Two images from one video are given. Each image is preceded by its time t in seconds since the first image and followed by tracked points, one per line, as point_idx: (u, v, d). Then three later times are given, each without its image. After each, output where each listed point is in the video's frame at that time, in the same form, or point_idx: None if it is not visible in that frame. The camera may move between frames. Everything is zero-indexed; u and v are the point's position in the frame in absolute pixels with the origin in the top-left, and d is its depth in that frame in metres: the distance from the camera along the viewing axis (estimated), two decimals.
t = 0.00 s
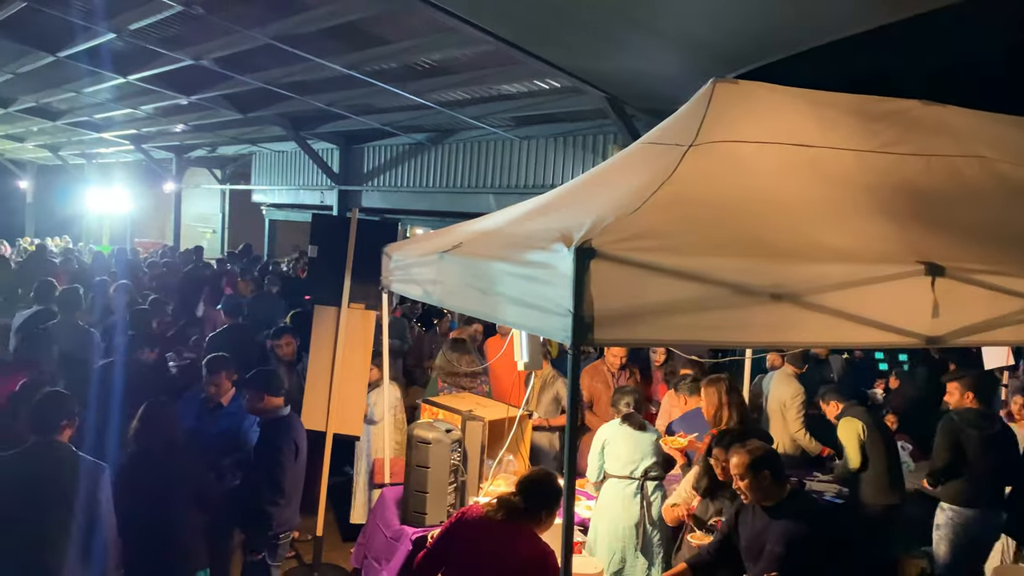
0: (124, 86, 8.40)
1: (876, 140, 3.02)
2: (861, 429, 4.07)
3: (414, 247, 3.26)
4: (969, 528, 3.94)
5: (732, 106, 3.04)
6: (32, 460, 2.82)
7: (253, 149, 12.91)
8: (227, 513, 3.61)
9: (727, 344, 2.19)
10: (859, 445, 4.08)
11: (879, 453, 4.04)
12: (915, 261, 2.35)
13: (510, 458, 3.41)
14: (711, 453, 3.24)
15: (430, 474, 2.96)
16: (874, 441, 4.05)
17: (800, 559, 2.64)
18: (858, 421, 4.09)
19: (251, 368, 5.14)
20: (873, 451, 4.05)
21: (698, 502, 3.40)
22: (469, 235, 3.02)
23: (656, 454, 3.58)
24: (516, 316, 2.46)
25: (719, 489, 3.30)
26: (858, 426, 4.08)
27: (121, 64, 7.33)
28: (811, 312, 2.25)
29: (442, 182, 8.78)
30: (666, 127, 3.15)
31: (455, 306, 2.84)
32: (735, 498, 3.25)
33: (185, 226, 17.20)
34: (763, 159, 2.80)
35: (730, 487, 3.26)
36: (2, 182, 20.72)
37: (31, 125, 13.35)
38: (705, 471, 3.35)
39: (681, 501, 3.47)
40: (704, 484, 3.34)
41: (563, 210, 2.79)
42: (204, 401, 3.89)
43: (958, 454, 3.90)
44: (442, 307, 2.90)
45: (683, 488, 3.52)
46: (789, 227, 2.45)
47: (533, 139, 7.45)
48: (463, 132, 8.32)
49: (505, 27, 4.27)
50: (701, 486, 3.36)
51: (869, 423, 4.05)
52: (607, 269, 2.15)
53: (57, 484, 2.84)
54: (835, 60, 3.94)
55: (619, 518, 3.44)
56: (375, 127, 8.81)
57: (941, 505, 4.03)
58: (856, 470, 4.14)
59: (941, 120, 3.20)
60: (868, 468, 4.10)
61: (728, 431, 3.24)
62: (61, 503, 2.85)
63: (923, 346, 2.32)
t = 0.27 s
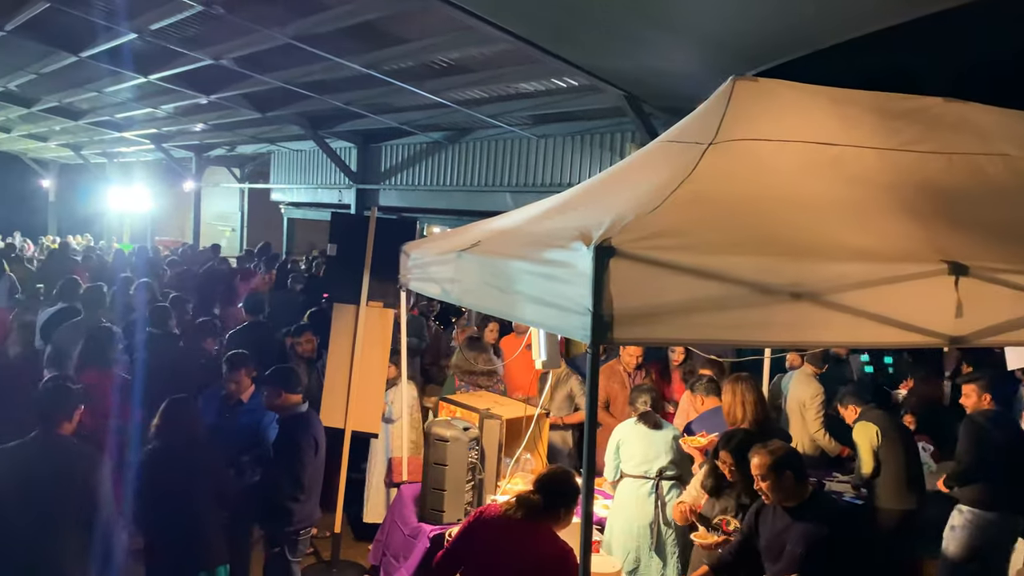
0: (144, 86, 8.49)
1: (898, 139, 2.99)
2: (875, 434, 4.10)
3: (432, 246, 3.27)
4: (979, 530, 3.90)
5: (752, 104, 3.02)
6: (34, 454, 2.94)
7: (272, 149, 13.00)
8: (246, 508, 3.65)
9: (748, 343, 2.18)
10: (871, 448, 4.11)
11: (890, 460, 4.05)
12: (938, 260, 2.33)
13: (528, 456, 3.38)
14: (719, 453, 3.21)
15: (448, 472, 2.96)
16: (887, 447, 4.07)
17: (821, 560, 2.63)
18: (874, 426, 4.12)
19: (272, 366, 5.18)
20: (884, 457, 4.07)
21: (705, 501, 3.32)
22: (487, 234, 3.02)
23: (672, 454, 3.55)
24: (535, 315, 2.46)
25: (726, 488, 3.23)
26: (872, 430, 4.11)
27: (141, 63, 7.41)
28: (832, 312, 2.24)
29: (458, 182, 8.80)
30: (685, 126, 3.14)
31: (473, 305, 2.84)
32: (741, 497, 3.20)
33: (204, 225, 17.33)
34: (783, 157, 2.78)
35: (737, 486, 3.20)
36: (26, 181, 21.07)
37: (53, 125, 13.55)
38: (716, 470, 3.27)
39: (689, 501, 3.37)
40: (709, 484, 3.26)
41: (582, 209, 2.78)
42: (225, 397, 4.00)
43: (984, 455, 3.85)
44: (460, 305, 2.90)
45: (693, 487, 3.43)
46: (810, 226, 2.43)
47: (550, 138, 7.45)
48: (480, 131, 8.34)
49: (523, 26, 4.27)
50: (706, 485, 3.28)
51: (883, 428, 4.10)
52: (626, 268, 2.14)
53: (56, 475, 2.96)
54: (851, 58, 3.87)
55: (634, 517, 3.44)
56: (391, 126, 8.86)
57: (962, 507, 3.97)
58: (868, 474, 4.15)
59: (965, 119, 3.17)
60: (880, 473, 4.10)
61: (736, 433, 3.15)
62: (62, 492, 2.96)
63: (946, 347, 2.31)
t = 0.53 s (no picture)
0: (163, 86, 8.59)
1: (919, 137, 2.96)
2: (891, 440, 4.08)
3: (450, 245, 3.28)
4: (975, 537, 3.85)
5: (770, 103, 3.01)
6: (38, 446, 2.95)
7: (289, 148, 13.08)
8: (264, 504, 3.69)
9: (766, 343, 2.17)
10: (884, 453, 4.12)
11: (901, 467, 4.04)
12: (960, 260, 2.31)
13: (544, 455, 3.38)
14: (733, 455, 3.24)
15: (465, 470, 2.99)
16: (901, 454, 4.05)
17: (839, 563, 2.62)
18: (889, 431, 4.10)
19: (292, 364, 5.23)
20: (896, 463, 4.07)
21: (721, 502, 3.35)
22: (504, 234, 3.02)
23: (689, 455, 3.53)
24: (552, 314, 2.46)
25: (742, 488, 3.26)
26: (888, 435, 4.09)
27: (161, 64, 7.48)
28: (851, 312, 2.22)
29: (475, 180, 8.81)
30: (704, 125, 3.13)
31: (491, 304, 2.85)
32: (756, 499, 3.24)
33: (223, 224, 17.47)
34: (802, 156, 2.76)
35: (752, 488, 3.23)
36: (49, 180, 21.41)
37: (75, 125, 13.73)
38: (733, 473, 3.27)
39: (708, 502, 3.37)
40: (726, 485, 3.29)
41: (600, 208, 2.78)
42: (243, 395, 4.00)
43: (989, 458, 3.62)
44: (478, 305, 2.91)
45: (711, 489, 3.42)
46: (830, 225, 2.41)
47: (567, 137, 7.44)
48: (496, 130, 8.34)
49: (541, 24, 4.27)
50: (721, 485, 3.31)
51: (899, 434, 4.06)
52: (644, 268, 2.14)
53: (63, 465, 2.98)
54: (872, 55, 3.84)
55: (648, 518, 3.45)
56: (408, 126, 8.90)
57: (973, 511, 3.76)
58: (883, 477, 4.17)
59: (988, 116, 3.13)
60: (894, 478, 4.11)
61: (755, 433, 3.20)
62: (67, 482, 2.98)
63: (968, 348, 2.28)
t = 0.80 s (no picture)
0: (183, 87, 8.67)
1: (941, 137, 2.93)
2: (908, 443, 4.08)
3: (467, 245, 3.29)
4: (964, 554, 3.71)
5: (789, 102, 2.99)
6: (59, 441, 2.99)
7: (307, 149, 13.17)
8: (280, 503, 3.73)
9: (785, 345, 2.15)
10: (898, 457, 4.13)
11: (917, 470, 4.02)
12: (982, 261, 2.28)
13: (561, 456, 3.37)
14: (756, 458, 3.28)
15: (482, 470, 2.99)
16: (917, 456, 4.03)
17: (859, 566, 2.61)
18: (907, 434, 4.10)
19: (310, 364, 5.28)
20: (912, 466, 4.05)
21: (742, 505, 3.34)
22: (521, 234, 3.03)
23: (705, 457, 3.51)
24: (569, 315, 2.46)
25: (764, 492, 3.27)
26: (905, 438, 4.10)
27: (180, 65, 7.56)
28: (872, 314, 2.20)
29: (491, 181, 8.82)
30: (722, 125, 3.12)
31: (507, 304, 2.85)
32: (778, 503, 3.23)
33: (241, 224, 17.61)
34: (821, 156, 2.74)
35: (775, 492, 3.23)
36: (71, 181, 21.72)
37: (96, 126, 13.91)
38: (756, 476, 3.30)
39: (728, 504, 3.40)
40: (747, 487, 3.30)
41: (617, 208, 2.78)
42: (261, 393, 4.01)
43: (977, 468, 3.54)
44: (494, 305, 2.91)
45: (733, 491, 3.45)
46: (850, 226, 2.39)
47: (585, 138, 7.44)
48: (511, 130, 8.34)
49: (558, 24, 4.27)
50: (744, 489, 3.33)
51: (915, 436, 4.04)
52: (663, 268, 2.12)
53: (73, 455, 2.99)
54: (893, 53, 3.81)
55: (664, 518, 3.45)
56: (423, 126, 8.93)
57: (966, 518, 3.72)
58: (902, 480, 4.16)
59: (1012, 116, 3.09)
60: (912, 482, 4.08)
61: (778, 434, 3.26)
62: (76, 473, 2.98)
63: (990, 350, 2.26)
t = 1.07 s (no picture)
0: (203, 90, 8.76)
1: (964, 138, 2.90)
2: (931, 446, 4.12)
3: (484, 246, 3.30)
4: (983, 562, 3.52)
5: (808, 103, 2.97)
6: (82, 439, 3.03)
7: (324, 151, 13.26)
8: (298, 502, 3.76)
9: (805, 347, 2.14)
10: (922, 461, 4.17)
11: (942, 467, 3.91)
12: (1005, 264, 2.27)
13: (577, 458, 3.39)
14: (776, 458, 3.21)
15: (499, 471, 2.98)
16: (943, 453, 3.95)
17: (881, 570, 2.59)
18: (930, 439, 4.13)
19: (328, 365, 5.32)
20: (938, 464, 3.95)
21: (759, 509, 3.24)
22: (539, 235, 3.03)
23: (724, 460, 3.48)
24: (587, 316, 2.46)
25: (784, 495, 3.16)
26: (928, 442, 4.13)
27: (200, 68, 7.64)
28: (893, 316, 2.18)
29: (508, 182, 8.83)
30: (741, 126, 3.10)
31: (525, 305, 2.86)
32: (799, 506, 3.13)
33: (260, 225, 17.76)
34: (842, 157, 2.72)
35: (796, 494, 3.14)
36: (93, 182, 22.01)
37: (117, 128, 14.07)
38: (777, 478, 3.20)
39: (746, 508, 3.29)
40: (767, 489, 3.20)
41: (635, 209, 2.77)
42: (281, 393, 4.06)
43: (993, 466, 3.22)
44: (512, 306, 2.92)
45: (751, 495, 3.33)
46: (871, 227, 2.37)
47: (602, 139, 7.44)
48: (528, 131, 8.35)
49: (576, 25, 4.27)
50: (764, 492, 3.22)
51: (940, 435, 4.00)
52: (681, 270, 2.11)
53: (95, 453, 3.03)
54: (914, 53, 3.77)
55: (683, 520, 3.43)
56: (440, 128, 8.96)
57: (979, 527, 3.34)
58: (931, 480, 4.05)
59: None
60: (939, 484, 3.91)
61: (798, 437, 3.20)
62: (97, 470, 3.02)
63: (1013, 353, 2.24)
